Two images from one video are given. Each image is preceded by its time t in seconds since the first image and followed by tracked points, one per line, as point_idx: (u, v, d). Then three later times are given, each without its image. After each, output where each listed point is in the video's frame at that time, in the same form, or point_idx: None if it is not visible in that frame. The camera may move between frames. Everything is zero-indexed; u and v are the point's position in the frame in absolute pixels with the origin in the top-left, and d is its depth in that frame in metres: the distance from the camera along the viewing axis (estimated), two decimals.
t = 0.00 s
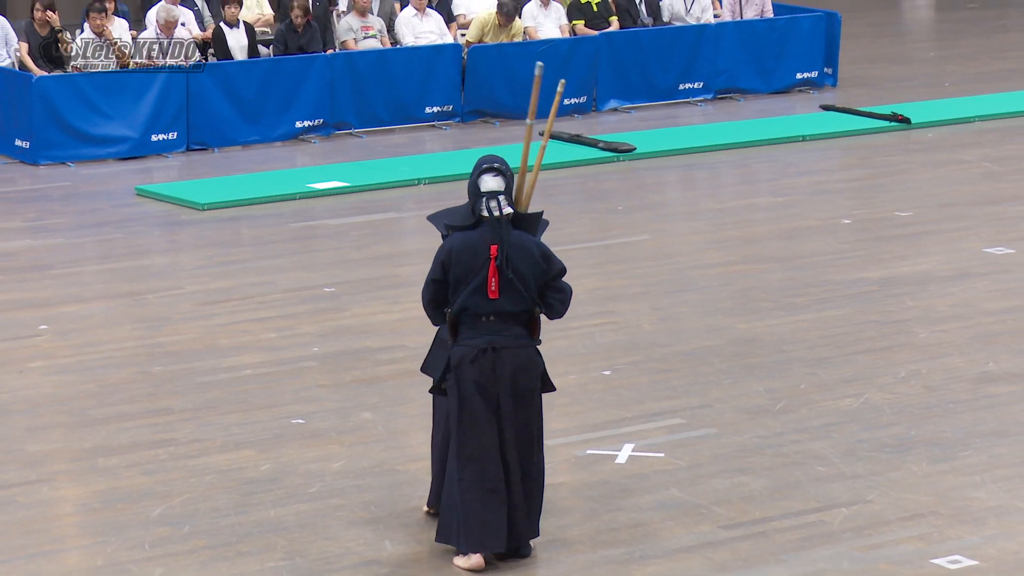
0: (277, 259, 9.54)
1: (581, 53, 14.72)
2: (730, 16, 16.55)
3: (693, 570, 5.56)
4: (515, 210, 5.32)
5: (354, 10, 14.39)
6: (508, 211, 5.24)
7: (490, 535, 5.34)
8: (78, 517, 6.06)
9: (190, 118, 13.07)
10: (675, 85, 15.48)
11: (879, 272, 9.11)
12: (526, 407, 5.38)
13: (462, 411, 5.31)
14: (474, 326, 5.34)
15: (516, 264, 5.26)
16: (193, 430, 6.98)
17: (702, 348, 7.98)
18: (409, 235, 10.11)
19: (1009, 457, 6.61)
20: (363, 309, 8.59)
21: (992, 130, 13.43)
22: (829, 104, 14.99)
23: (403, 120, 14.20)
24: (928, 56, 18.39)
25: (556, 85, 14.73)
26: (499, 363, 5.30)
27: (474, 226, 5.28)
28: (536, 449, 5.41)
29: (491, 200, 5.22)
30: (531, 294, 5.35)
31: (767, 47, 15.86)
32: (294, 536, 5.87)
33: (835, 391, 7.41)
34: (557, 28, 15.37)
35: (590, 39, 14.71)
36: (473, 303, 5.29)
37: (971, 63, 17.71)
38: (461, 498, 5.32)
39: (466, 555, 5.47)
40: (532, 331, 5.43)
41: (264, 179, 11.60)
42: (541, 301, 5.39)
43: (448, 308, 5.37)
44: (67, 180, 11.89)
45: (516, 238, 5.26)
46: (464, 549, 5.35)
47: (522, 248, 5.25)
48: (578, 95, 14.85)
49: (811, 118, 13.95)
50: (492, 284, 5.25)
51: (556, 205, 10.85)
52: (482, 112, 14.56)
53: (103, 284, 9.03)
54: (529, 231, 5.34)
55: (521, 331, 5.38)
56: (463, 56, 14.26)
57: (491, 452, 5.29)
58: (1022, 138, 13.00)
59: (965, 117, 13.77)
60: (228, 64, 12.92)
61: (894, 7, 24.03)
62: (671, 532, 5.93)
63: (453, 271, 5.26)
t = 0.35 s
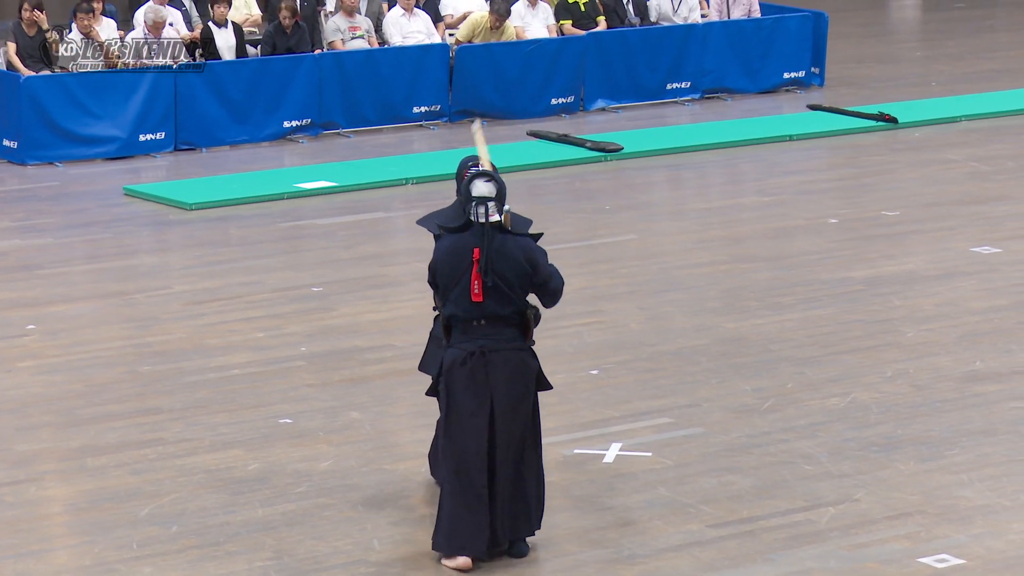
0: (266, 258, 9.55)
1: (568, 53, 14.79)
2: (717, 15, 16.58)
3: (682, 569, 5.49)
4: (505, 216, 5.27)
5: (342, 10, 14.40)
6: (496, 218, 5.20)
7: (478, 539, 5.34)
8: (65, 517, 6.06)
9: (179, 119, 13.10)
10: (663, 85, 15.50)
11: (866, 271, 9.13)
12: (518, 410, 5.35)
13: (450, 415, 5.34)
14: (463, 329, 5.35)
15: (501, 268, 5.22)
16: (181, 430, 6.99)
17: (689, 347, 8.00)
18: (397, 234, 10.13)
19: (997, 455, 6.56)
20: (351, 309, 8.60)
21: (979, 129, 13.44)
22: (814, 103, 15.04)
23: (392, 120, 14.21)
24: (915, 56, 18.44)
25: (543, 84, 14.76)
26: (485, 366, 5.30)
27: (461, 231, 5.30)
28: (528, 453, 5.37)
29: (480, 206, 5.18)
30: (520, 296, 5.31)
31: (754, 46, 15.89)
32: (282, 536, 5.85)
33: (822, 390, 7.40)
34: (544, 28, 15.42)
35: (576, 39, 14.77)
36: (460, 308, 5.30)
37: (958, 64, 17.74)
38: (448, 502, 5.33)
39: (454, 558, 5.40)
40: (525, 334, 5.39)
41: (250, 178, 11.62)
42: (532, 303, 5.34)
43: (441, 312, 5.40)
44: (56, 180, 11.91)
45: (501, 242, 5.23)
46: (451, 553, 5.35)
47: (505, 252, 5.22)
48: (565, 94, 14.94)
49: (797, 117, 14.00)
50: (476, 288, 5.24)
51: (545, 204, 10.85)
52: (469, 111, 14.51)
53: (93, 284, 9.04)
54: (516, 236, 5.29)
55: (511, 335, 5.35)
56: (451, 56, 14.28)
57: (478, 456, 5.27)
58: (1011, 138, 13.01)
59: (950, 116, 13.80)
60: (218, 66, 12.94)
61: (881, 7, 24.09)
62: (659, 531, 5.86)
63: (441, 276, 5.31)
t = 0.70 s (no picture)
0: (255, 258, 9.55)
1: (557, 53, 14.81)
2: (705, 15, 16.58)
3: (671, 568, 5.47)
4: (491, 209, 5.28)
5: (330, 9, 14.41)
6: (479, 213, 5.21)
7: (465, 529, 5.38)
8: (54, 516, 6.05)
9: (167, 118, 13.10)
10: (652, 84, 15.50)
11: (854, 270, 9.14)
12: (508, 403, 5.31)
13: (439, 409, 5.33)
14: (451, 322, 5.33)
15: (493, 262, 5.24)
16: (169, 429, 6.98)
17: (677, 346, 7.99)
18: (386, 233, 10.13)
19: (985, 454, 6.54)
20: (340, 308, 8.60)
21: (968, 128, 13.45)
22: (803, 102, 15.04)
23: (380, 119, 14.20)
24: (904, 55, 18.47)
25: (532, 83, 14.76)
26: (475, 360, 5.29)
27: (449, 225, 5.26)
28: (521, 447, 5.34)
29: (463, 200, 5.21)
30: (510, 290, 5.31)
31: (742, 45, 15.92)
32: (271, 535, 5.84)
33: (811, 388, 7.38)
34: (532, 27, 15.44)
35: (565, 39, 14.78)
36: (449, 302, 5.28)
37: (947, 62, 17.77)
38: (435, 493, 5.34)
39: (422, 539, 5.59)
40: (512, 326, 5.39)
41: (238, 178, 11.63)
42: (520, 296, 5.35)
43: (428, 304, 5.35)
44: (46, 180, 11.90)
45: (492, 236, 5.24)
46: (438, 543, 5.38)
47: (498, 246, 5.23)
48: (554, 93, 14.95)
49: (784, 117, 13.96)
50: (470, 281, 5.23)
51: (534, 204, 10.85)
52: (458, 111, 14.57)
53: (82, 283, 9.03)
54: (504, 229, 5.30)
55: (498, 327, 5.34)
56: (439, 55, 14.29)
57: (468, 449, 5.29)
58: (1001, 137, 13.01)
59: (938, 115, 13.80)
60: (208, 66, 12.95)
61: (869, 6, 24.10)
62: (648, 530, 5.83)
63: (430, 270, 5.26)
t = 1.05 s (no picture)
0: (249, 257, 9.54)
1: (551, 51, 14.81)
2: (699, 14, 16.59)
3: (665, 567, 5.47)
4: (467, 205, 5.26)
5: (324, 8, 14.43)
6: (457, 208, 5.19)
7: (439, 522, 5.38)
8: (48, 516, 6.04)
9: (160, 117, 13.09)
10: (646, 83, 15.50)
11: (848, 269, 9.14)
12: (480, 398, 5.35)
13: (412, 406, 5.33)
14: (427, 317, 5.34)
15: (470, 258, 5.22)
16: (163, 428, 6.97)
17: (671, 346, 7.99)
18: (380, 232, 10.12)
19: (979, 453, 6.54)
20: (334, 307, 8.60)
21: (963, 127, 13.45)
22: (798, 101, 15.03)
23: (374, 118, 14.20)
24: (898, 53, 18.48)
25: (525, 83, 14.76)
26: (449, 356, 5.32)
27: (427, 220, 5.26)
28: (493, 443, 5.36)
29: (441, 195, 5.17)
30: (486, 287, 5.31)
31: (736, 44, 15.92)
32: (265, 534, 5.84)
33: (805, 387, 7.38)
34: (527, 26, 15.45)
35: (559, 38, 14.78)
36: (424, 298, 5.28)
37: (942, 61, 17.77)
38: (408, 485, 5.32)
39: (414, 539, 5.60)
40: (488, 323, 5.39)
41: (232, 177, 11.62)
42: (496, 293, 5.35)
43: (404, 299, 5.36)
44: (40, 179, 11.88)
45: (469, 233, 5.22)
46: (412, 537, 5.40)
47: (474, 243, 5.21)
48: (547, 93, 14.94)
49: (778, 116, 13.93)
50: (443, 277, 5.23)
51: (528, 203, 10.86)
52: (451, 110, 14.55)
53: (76, 283, 9.02)
54: (482, 225, 5.28)
55: (474, 324, 5.35)
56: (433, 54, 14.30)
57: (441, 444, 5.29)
58: (996, 135, 13.01)
59: (932, 114, 13.80)
60: (204, 64, 12.96)
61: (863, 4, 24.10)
62: (641, 529, 5.83)
63: (406, 265, 5.27)
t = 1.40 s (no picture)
0: (248, 257, 9.54)
1: (551, 52, 14.81)
2: (699, 15, 16.59)
3: (664, 567, 5.47)
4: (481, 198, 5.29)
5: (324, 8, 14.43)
6: (472, 200, 5.22)
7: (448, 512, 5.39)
8: (48, 515, 6.04)
9: (160, 117, 13.09)
10: (645, 83, 15.50)
11: (848, 269, 9.14)
12: (489, 388, 5.37)
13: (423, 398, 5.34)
14: (439, 310, 5.35)
15: (484, 251, 5.25)
16: (163, 428, 6.97)
17: (671, 345, 7.99)
18: (380, 232, 10.13)
19: (979, 453, 6.53)
20: (333, 307, 8.60)
21: (962, 127, 13.46)
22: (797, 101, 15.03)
23: (374, 118, 14.20)
24: (897, 53, 18.48)
25: (525, 83, 14.76)
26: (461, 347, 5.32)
27: (441, 213, 5.28)
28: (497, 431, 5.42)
29: (456, 188, 5.20)
30: (499, 280, 5.33)
31: (735, 44, 15.92)
32: (265, 534, 5.84)
33: (805, 387, 7.38)
34: (526, 26, 15.46)
35: (559, 38, 14.78)
36: (437, 290, 5.30)
37: (941, 61, 17.77)
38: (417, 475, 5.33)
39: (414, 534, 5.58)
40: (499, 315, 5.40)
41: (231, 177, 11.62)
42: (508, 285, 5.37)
43: (416, 291, 5.36)
44: (39, 179, 11.88)
45: (483, 225, 5.24)
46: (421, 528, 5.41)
47: (488, 235, 5.24)
48: (547, 93, 14.95)
49: (778, 116, 13.93)
50: (457, 269, 5.25)
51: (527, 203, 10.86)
52: (451, 110, 14.55)
53: (76, 283, 9.03)
54: (495, 218, 5.31)
55: (485, 316, 5.36)
56: (433, 54, 14.30)
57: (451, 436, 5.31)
58: (996, 135, 13.01)
59: (931, 114, 13.80)
60: (205, 65, 12.97)
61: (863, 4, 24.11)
62: (641, 529, 5.83)
63: (420, 257, 5.28)
